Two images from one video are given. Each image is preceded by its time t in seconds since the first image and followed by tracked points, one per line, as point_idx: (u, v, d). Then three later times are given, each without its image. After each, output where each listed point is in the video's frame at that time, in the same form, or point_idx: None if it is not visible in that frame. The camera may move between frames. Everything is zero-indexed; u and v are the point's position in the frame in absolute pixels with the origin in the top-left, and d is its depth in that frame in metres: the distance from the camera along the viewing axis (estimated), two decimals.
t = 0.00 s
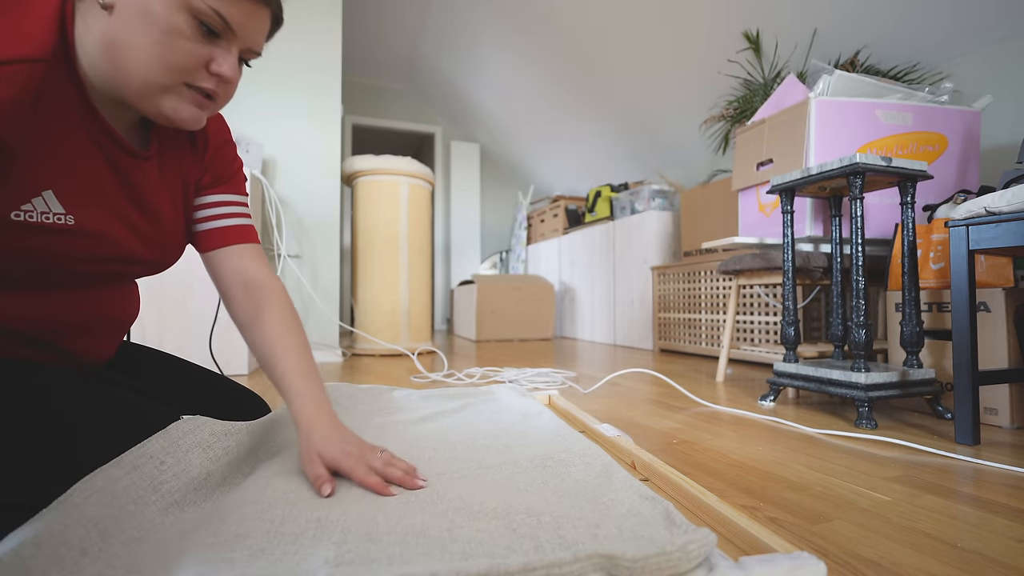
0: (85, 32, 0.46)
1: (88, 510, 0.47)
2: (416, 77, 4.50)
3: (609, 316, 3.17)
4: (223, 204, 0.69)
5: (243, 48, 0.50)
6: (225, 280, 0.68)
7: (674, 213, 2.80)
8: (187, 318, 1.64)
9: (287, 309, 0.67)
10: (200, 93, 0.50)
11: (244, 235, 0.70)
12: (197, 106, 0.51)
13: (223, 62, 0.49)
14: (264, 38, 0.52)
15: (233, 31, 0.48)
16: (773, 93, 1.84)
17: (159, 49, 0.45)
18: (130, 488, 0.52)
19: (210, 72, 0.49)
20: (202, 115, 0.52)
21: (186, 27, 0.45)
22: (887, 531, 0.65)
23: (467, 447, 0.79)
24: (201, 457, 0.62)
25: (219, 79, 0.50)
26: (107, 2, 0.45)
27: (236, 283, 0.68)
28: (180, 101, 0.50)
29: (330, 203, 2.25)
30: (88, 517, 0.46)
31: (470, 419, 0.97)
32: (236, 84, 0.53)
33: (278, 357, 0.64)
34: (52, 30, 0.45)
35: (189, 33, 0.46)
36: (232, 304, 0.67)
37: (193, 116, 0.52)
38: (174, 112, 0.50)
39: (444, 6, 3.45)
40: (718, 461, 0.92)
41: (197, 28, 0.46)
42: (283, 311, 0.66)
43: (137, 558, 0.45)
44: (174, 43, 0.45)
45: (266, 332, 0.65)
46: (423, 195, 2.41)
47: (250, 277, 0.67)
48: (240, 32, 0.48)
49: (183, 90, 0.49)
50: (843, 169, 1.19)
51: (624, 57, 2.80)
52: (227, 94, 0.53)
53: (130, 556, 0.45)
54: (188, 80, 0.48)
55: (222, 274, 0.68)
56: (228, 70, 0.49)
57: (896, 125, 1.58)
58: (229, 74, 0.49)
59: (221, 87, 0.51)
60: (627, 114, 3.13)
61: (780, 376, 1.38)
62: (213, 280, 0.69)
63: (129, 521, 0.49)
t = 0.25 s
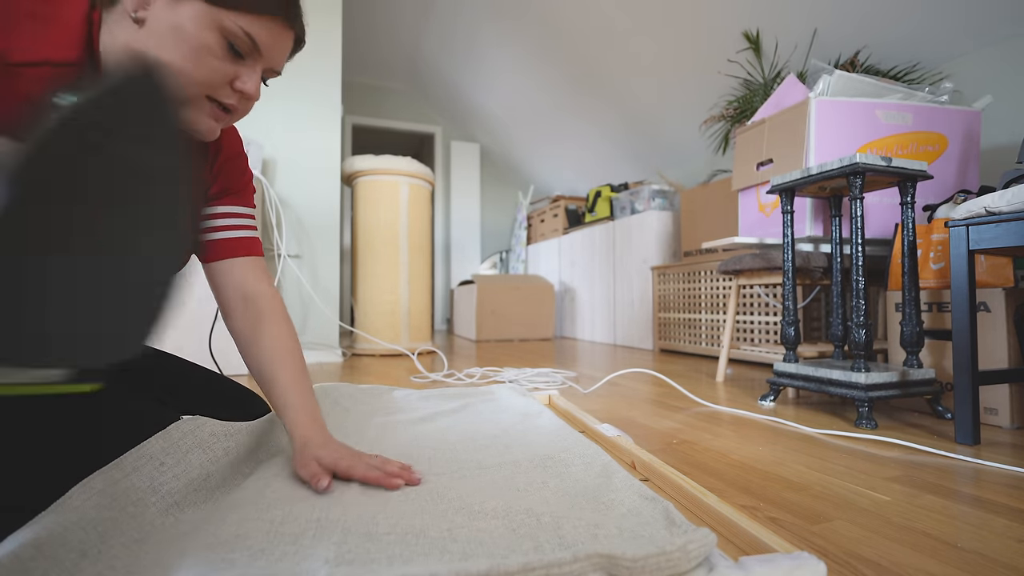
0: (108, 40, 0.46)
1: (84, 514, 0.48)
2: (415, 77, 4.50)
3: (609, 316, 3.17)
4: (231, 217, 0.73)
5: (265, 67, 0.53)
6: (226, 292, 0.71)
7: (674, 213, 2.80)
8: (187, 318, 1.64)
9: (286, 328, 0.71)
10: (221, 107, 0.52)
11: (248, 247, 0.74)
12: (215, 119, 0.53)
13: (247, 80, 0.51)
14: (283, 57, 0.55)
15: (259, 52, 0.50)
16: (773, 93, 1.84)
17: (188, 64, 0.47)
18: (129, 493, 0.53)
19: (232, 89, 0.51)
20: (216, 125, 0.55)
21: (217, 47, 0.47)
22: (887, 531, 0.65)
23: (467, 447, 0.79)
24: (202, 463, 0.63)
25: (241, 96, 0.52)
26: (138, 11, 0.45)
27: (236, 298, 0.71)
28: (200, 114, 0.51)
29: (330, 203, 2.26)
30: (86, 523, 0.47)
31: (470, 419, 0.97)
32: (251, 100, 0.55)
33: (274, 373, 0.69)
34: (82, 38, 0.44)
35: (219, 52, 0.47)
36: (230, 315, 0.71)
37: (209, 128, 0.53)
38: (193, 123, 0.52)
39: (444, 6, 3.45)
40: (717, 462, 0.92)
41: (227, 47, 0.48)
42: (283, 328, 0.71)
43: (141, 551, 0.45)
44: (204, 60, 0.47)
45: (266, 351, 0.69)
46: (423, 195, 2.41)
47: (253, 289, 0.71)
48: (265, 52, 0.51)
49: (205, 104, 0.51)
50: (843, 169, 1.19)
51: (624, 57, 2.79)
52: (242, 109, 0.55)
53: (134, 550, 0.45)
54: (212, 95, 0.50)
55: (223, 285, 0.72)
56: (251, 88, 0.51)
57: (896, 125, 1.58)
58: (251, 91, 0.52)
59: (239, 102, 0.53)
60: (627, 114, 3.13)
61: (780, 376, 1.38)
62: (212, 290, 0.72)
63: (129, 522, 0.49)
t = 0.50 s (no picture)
0: (139, 56, 0.54)
1: (85, 515, 0.48)
2: (416, 76, 4.50)
3: (609, 316, 3.17)
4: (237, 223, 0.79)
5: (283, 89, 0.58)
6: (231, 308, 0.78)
7: (674, 213, 2.80)
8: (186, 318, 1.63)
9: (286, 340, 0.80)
10: (238, 122, 0.58)
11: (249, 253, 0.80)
12: (232, 133, 0.59)
13: (263, 99, 0.57)
14: (298, 80, 0.60)
15: (276, 74, 0.56)
16: (773, 93, 1.84)
17: (212, 80, 0.53)
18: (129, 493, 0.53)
19: (249, 107, 0.56)
20: (234, 139, 0.60)
21: (240, 67, 0.53)
22: (887, 531, 0.65)
23: (467, 447, 0.79)
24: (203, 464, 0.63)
25: (257, 113, 0.57)
26: (169, 33, 0.52)
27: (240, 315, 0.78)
28: (218, 126, 0.57)
29: (330, 204, 2.25)
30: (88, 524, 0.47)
31: (470, 419, 0.97)
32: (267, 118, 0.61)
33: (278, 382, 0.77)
34: (114, 50, 0.53)
35: (239, 71, 0.53)
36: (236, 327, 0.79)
37: (226, 140, 0.59)
38: (212, 134, 0.57)
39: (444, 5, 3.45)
40: (717, 462, 0.92)
41: (247, 67, 0.54)
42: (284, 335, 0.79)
43: (141, 548, 0.46)
44: (225, 78, 0.53)
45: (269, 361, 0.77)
46: (423, 195, 2.41)
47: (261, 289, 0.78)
48: (282, 75, 0.56)
49: (223, 118, 0.56)
50: (843, 169, 1.19)
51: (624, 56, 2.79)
52: (258, 126, 0.60)
53: (134, 546, 0.46)
54: (230, 111, 0.55)
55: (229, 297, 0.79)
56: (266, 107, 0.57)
57: (896, 125, 1.58)
58: (266, 109, 0.57)
59: (255, 119, 0.58)
60: (627, 114, 3.13)
61: (780, 376, 1.38)
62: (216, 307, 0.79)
63: (130, 522, 0.50)
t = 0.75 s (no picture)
0: (171, 75, 0.54)
1: (87, 513, 0.47)
2: (415, 76, 4.50)
3: (609, 316, 3.17)
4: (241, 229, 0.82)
5: (304, 110, 0.59)
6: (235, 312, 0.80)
7: (674, 213, 2.80)
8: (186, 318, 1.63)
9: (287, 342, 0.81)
10: (259, 141, 0.59)
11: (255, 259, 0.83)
12: (252, 150, 0.60)
13: (286, 122, 0.57)
14: (318, 101, 0.61)
15: (301, 99, 0.57)
16: (773, 94, 1.84)
17: (241, 105, 0.53)
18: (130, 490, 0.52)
19: (272, 128, 0.57)
20: (251, 155, 0.61)
21: (267, 93, 0.54)
22: (887, 531, 0.65)
23: (467, 447, 0.79)
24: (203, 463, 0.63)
25: (278, 134, 0.58)
26: (203, 57, 0.52)
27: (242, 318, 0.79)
28: (240, 145, 0.58)
29: (330, 204, 2.25)
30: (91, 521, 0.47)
31: (470, 420, 0.97)
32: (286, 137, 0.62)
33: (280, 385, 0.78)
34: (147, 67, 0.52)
35: (267, 96, 0.54)
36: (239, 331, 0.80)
37: (245, 157, 0.60)
38: (233, 152, 0.58)
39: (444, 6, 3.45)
40: (718, 462, 0.91)
41: (274, 94, 0.54)
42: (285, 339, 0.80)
43: (142, 550, 0.46)
44: (253, 103, 0.54)
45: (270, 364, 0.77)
46: (423, 195, 2.41)
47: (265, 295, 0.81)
48: (306, 99, 0.57)
49: (246, 138, 0.57)
50: (843, 169, 1.19)
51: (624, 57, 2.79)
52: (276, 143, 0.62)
53: (134, 548, 0.46)
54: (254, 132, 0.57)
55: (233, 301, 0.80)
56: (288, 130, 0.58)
57: (896, 126, 1.58)
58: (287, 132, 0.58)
59: (275, 139, 0.59)
60: (627, 114, 3.13)
61: (780, 376, 1.38)
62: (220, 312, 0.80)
63: (130, 522, 0.49)
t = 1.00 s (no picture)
0: (192, 90, 0.57)
1: (93, 515, 0.46)
2: (415, 76, 4.50)
3: (609, 316, 3.17)
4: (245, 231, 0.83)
5: (316, 122, 0.63)
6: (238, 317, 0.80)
7: (674, 213, 2.80)
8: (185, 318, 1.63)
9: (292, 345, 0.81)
10: (275, 150, 0.62)
11: (264, 261, 0.84)
12: (268, 158, 0.63)
13: (300, 131, 0.61)
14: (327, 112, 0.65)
15: (315, 109, 0.60)
16: (773, 93, 1.84)
17: (261, 118, 0.57)
18: (136, 490, 0.52)
19: (288, 139, 0.61)
20: (267, 163, 0.64)
21: (285, 105, 0.57)
22: (887, 531, 0.65)
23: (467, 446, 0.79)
24: (207, 461, 0.62)
25: (294, 144, 0.62)
26: (225, 74, 0.55)
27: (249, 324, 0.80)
28: (256, 154, 0.61)
29: (330, 203, 2.25)
30: (100, 521, 0.47)
31: (470, 419, 0.98)
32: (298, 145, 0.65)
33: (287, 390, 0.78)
34: (174, 78, 0.55)
35: (285, 109, 0.57)
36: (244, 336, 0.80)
37: (260, 164, 0.64)
38: (250, 160, 0.61)
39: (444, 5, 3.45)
40: (718, 462, 0.91)
41: (292, 106, 0.58)
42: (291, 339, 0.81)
43: (139, 565, 0.46)
44: (272, 115, 0.57)
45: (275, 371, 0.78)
46: (423, 195, 2.41)
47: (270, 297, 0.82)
48: (319, 109, 0.61)
49: (264, 147, 0.61)
50: (843, 169, 1.19)
51: (623, 56, 2.79)
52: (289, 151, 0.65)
53: (132, 562, 0.47)
54: (272, 142, 0.60)
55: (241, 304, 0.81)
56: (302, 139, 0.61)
57: (896, 125, 1.58)
58: (302, 141, 0.62)
59: (290, 148, 0.63)
60: (627, 114, 3.13)
61: (780, 376, 1.38)
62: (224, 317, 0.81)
63: (131, 524, 0.50)
